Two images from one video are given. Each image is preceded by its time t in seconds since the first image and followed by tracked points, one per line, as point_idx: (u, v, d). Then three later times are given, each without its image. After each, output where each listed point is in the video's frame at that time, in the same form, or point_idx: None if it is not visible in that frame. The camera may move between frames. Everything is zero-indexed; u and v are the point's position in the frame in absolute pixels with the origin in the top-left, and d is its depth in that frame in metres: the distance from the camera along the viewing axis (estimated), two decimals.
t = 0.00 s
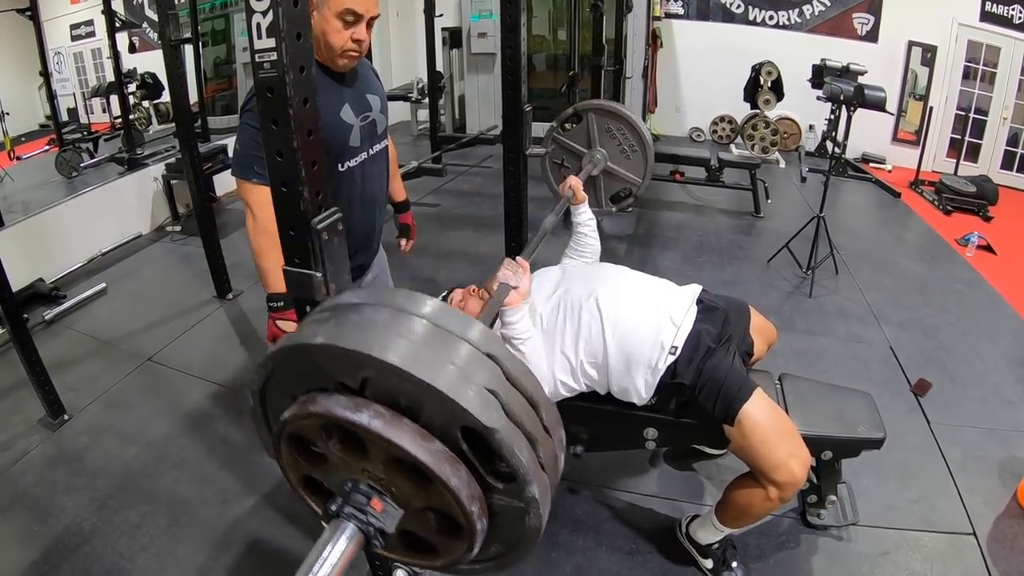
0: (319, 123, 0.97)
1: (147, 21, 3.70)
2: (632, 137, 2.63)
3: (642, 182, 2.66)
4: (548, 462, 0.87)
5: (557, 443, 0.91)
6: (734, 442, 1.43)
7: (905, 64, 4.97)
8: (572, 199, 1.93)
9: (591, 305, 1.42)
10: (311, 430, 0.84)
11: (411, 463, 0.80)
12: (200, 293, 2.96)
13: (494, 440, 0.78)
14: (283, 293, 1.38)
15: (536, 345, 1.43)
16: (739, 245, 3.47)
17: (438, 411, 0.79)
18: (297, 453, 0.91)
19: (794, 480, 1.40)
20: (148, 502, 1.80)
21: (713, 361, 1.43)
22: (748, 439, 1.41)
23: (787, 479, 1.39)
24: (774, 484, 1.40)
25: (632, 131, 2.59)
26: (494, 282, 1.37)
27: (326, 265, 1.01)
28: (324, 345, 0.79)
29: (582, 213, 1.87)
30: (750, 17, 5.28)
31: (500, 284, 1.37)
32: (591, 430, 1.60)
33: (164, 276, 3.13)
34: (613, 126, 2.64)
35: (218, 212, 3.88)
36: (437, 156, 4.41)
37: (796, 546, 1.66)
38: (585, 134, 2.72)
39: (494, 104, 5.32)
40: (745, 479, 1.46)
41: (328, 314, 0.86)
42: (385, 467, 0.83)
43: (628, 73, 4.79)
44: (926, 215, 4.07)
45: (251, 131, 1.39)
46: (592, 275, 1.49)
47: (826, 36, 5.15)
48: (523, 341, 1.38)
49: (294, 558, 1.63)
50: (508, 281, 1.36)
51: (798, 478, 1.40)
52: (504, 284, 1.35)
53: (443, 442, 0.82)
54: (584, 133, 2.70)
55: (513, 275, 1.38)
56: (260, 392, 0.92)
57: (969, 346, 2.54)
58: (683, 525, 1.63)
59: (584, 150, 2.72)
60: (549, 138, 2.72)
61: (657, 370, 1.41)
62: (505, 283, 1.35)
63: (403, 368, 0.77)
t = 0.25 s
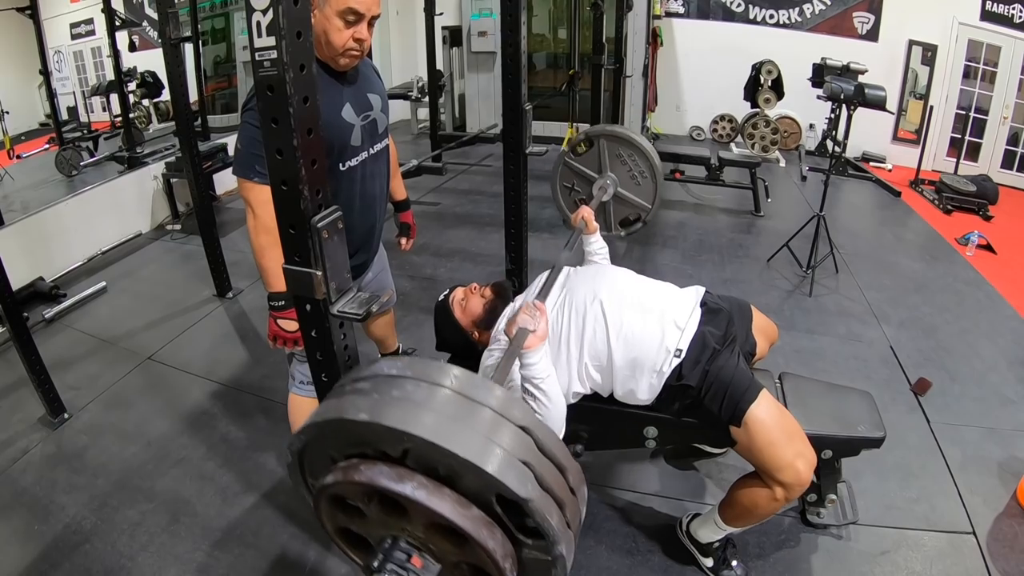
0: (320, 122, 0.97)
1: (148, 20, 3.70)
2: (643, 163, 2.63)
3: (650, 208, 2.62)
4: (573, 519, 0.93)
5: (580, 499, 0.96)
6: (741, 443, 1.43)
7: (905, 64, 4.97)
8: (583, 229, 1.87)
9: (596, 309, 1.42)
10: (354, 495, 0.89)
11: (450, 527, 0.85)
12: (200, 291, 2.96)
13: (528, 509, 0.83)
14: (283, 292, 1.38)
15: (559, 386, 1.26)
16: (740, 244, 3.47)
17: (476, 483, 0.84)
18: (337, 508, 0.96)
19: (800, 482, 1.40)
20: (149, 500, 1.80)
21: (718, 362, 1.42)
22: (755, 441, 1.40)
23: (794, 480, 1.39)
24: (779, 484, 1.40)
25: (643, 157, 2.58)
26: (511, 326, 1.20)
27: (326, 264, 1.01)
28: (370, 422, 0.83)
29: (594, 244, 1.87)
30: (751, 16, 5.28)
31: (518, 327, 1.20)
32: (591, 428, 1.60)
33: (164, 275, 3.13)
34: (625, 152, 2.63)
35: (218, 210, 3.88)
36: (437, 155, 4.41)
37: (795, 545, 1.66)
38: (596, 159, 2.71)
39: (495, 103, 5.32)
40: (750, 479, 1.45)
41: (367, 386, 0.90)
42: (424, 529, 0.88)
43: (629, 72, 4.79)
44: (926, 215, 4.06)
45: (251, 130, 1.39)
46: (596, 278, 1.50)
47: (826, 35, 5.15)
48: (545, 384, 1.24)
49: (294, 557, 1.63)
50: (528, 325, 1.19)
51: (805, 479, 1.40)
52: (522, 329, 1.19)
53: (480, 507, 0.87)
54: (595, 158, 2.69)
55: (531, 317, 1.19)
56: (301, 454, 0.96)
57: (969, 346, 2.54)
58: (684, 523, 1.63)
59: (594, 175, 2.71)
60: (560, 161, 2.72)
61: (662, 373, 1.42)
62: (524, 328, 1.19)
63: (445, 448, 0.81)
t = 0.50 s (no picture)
0: (320, 121, 0.97)
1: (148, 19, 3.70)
2: (646, 181, 2.62)
3: (653, 226, 2.63)
4: (584, 549, 0.93)
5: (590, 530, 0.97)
6: (744, 443, 1.43)
7: (905, 64, 4.97)
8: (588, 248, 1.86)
9: (600, 309, 1.43)
10: (374, 526, 0.90)
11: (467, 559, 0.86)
12: (200, 290, 2.97)
13: (540, 544, 0.84)
14: (284, 292, 1.38)
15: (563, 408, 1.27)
16: (740, 243, 3.47)
17: (490, 519, 0.84)
18: (356, 535, 0.96)
19: (803, 481, 1.40)
20: (149, 499, 1.80)
21: (721, 363, 1.42)
22: (758, 440, 1.40)
23: (797, 479, 1.40)
24: (783, 484, 1.40)
25: (647, 176, 2.58)
26: (519, 351, 1.20)
27: (326, 263, 1.01)
28: (391, 463, 0.84)
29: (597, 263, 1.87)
30: (751, 15, 5.27)
31: (525, 352, 1.20)
32: (592, 427, 1.59)
33: (164, 274, 3.13)
34: (629, 170, 2.63)
35: (218, 210, 3.88)
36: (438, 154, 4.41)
37: (795, 544, 1.66)
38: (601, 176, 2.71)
39: (495, 102, 5.32)
40: (752, 479, 1.45)
41: (387, 426, 0.90)
42: (441, 559, 0.89)
43: (629, 71, 4.79)
44: (926, 214, 4.06)
45: (252, 129, 1.39)
46: (600, 280, 1.51)
47: (826, 34, 5.14)
48: (550, 405, 1.24)
49: (294, 556, 1.63)
50: (535, 351, 1.19)
51: (808, 479, 1.40)
52: (530, 354, 1.19)
53: (494, 539, 0.88)
54: (599, 175, 2.69)
55: (539, 342, 1.20)
56: (321, 484, 0.97)
57: (969, 345, 2.54)
58: (684, 522, 1.63)
59: (598, 192, 2.71)
60: (564, 178, 2.71)
61: (664, 373, 1.42)
62: (531, 352, 1.19)
63: (462, 488, 0.82)
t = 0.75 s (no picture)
0: (321, 121, 0.97)
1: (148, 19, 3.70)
2: (648, 183, 2.63)
3: (654, 228, 2.63)
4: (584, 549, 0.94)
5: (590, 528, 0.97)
6: (743, 444, 1.43)
7: (906, 64, 4.97)
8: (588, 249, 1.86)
9: (601, 309, 1.43)
10: (376, 521, 0.89)
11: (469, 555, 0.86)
12: (201, 290, 2.97)
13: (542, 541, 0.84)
14: (285, 292, 1.38)
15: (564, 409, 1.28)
16: (740, 243, 3.47)
17: (494, 515, 0.85)
18: (356, 532, 0.95)
19: (802, 481, 1.40)
20: (149, 499, 1.80)
21: (720, 363, 1.42)
22: (756, 441, 1.40)
23: (796, 480, 1.40)
24: (782, 484, 1.41)
25: (648, 177, 2.58)
26: (520, 351, 1.20)
27: (326, 264, 1.01)
28: (395, 457, 0.84)
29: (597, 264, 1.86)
30: (751, 15, 5.27)
31: (527, 353, 1.20)
32: (591, 427, 1.60)
33: (164, 274, 3.13)
34: (631, 171, 2.63)
35: (218, 209, 3.88)
36: (438, 154, 4.41)
37: (796, 544, 1.66)
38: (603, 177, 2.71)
39: (495, 102, 5.32)
40: (751, 479, 1.45)
41: (390, 420, 0.90)
42: (444, 555, 0.88)
43: (629, 71, 4.79)
44: (926, 214, 4.07)
45: (252, 129, 1.38)
46: (602, 280, 1.51)
47: (827, 35, 5.14)
48: (552, 406, 1.25)
49: (294, 556, 1.63)
50: (536, 351, 1.19)
51: (807, 479, 1.41)
52: (531, 355, 1.18)
53: (496, 535, 0.88)
54: (601, 176, 2.69)
55: (541, 344, 1.20)
56: (322, 478, 0.96)
57: (969, 345, 2.54)
58: (684, 522, 1.63)
59: (600, 193, 2.71)
60: (565, 179, 2.71)
61: (664, 373, 1.41)
62: (533, 353, 1.18)
63: (466, 482, 0.82)
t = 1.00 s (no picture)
0: (321, 121, 0.97)
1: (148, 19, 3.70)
2: (646, 181, 2.62)
3: (652, 226, 2.62)
4: (581, 540, 0.93)
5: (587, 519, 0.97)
6: (741, 444, 1.43)
7: (906, 64, 4.97)
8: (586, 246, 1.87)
9: (599, 308, 1.43)
10: (368, 512, 0.90)
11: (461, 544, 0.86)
12: (201, 290, 2.97)
13: (538, 531, 0.84)
14: (285, 292, 1.38)
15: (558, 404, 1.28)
16: (740, 243, 3.47)
17: (488, 504, 0.84)
18: (349, 523, 0.96)
19: (800, 482, 1.40)
20: (149, 499, 1.80)
21: (719, 363, 1.42)
22: (754, 441, 1.40)
23: (793, 482, 1.40)
24: (778, 485, 1.41)
25: (646, 175, 2.57)
26: (515, 345, 1.20)
27: (326, 264, 1.01)
28: (388, 445, 0.84)
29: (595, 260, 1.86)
30: (751, 15, 5.27)
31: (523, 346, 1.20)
32: (591, 428, 1.59)
33: (164, 274, 3.13)
34: (629, 170, 2.62)
35: (218, 209, 3.88)
36: (438, 154, 4.41)
37: (796, 544, 1.66)
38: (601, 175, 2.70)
39: (495, 102, 5.32)
40: (748, 479, 1.45)
41: (384, 409, 0.90)
42: (437, 546, 0.89)
43: (630, 71, 4.79)
44: (926, 214, 4.07)
45: (253, 129, 1.38)
46: (600, 279, 1.51)
47: (827, 35, 5.14)
48: (546, 401, 1.25)
49: (294, 556, 1.63)
50: (533, 344, 1.19)
51: (804, 480, 1.40)
52: (527, 347, 1.18)
53: (490, 526, 0.88)
54: (599, 175, 2.68)
55: (536, 337, 1.20)
56: (314, 469, 0.97)
57: (969, 345, 2.54)
58: (683, 523, 1.63)
59: (598, 192, 2.71)
60: (564, 178, 2.71)
61: (663, 372, 1.41)
62: (528, 346, 1.19)
63: (460, 471, 0.82)
